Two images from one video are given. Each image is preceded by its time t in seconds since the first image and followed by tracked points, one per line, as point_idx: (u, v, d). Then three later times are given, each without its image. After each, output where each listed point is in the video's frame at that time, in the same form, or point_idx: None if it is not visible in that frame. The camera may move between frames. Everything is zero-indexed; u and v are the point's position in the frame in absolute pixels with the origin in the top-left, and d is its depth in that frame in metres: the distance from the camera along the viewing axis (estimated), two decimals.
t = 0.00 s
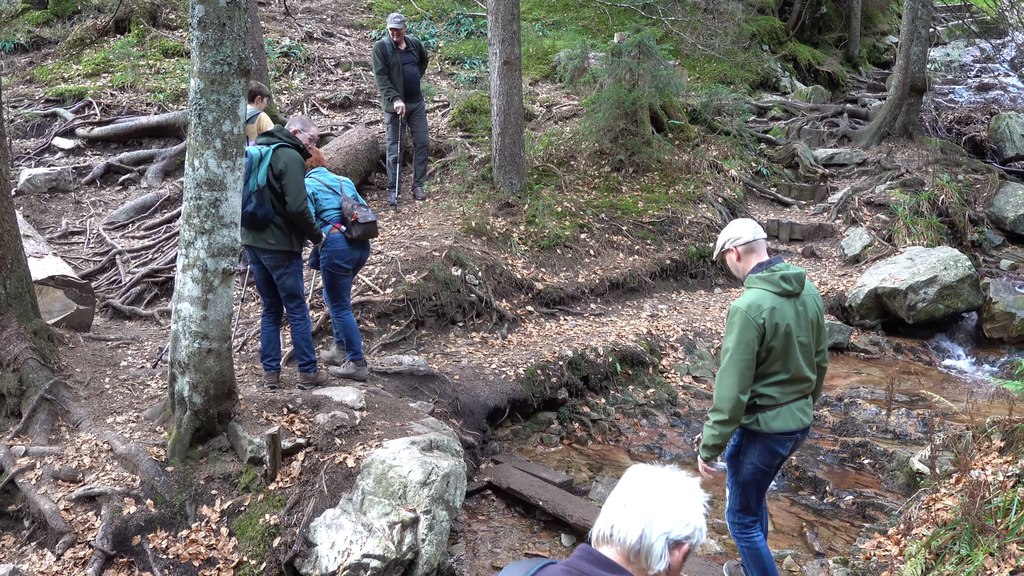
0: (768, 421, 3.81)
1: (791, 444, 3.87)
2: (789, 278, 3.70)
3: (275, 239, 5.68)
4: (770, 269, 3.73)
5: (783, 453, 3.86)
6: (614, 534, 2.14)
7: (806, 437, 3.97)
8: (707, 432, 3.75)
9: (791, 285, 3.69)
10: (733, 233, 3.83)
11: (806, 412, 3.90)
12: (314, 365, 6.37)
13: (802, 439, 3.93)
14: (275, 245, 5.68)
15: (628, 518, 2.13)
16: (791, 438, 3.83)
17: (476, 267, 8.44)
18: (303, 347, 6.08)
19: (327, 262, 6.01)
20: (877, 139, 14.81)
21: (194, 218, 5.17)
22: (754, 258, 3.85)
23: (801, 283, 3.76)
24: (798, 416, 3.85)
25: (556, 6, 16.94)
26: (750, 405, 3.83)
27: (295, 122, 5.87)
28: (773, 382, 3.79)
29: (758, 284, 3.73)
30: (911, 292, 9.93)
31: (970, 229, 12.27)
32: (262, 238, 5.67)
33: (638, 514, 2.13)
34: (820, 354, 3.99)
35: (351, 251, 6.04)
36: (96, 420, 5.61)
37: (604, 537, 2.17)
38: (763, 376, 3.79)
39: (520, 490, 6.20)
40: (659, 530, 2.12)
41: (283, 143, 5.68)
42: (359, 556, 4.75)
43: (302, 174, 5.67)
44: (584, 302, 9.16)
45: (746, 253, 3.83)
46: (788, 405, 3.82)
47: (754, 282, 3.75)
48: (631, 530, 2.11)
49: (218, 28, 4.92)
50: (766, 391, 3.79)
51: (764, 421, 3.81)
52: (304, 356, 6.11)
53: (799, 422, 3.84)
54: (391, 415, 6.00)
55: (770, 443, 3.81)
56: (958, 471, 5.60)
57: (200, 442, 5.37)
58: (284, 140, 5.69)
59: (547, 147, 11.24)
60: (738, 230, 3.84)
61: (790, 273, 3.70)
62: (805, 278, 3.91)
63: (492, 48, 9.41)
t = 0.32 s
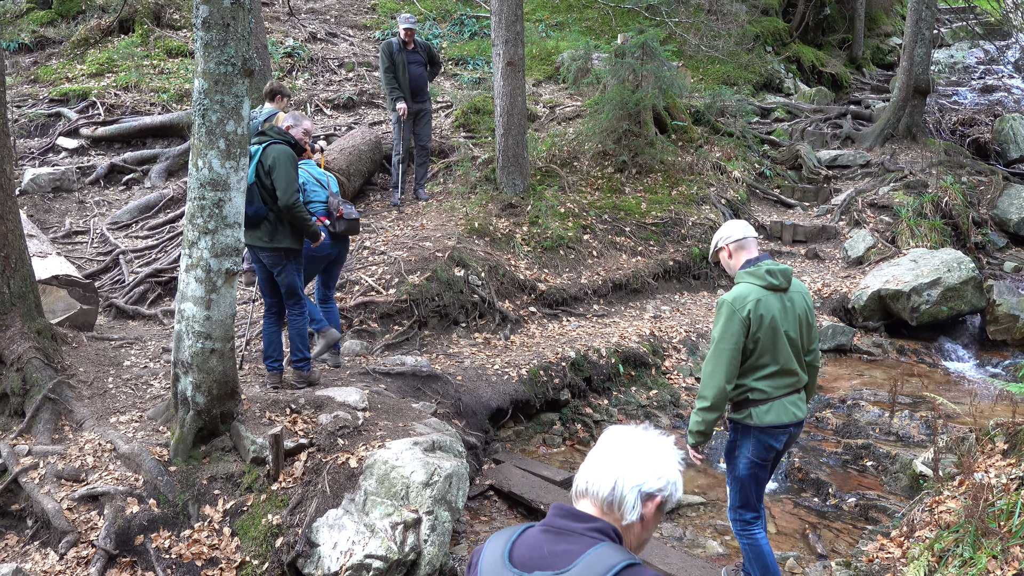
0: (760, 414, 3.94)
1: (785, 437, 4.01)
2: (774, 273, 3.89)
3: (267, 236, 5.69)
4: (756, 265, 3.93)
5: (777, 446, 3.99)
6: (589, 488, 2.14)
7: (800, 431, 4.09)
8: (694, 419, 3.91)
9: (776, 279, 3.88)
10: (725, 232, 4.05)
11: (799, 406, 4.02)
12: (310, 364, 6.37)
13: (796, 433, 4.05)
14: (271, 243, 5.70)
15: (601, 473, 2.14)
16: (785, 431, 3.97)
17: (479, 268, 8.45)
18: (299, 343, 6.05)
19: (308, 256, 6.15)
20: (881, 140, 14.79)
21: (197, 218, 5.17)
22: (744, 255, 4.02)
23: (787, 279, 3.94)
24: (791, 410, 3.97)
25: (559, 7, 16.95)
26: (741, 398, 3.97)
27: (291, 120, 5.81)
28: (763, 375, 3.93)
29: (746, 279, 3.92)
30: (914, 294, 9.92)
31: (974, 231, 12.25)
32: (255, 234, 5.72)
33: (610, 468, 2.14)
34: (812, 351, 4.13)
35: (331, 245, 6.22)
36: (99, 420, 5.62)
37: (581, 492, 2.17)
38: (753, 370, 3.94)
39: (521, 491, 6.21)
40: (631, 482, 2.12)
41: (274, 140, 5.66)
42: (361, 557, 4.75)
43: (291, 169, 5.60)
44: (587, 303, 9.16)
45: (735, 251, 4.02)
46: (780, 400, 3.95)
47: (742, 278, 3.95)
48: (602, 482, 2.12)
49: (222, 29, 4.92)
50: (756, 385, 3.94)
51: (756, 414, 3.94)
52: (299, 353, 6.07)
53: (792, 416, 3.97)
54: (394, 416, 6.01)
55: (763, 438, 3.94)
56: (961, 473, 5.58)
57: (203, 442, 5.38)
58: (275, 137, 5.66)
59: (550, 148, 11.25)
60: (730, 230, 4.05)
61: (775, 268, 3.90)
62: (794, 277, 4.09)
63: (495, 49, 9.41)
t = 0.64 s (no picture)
0: (748, 404, 4.01)
1: (770, 428, 4.08)
2: (767, 268, 3.96)
3: (286, 239, 5.71)
4: (751, 258, 3.98)
5: (761, 436, 4.08)
6: (642, 496, 2.18)
7: (788, 423, 4.17)
8: (694, 407, 3.94)
9: (769, 273, 3.95)
10: (723, 228, 4.11)
11: (787, 398, 4.10)
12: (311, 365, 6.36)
13: (782, 424, 4.13)
14: (290, 245, 5.73)
15: (654, 481, 2.18)
16: (771, 422, 4.05)
17: (482, 268, 8.44)
18: (300, 345, 6.05)
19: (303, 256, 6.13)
20: (886, 142, 14.78)
21: (201, 217, 5.18)
22: (742, 250, 4.08)
23: (780, 273, 4.00)
24: (779, 404, 4.05)
25: (564, 8, 16.95)
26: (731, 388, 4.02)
27: (302, 122, 5.87)
28: (754, 367, 3.99)
29: (741, 271, 3.98)
30: (918, 296, 9.90)
31: (979, 234, 12.22)
32: (273, 238, 5.70)
33: (664, 477, 2.18)
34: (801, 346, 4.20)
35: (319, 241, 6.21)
36: (103, 419, 5.63)
37: (634, 499, 2.21)
38: (743, 361, 3.99)
39: (525, 492, 6.20)
40: (683, 490, 2.17)
41: (290, 143, 5.70)
42: (364, 557, 4.75)
43: (311, 173, 5.67)
44: (591, 304, 9.15)
45: (734, 246, 4.08)
46: (768, 391, 4.03)
47: (736, 270, 4.00)
48: (656, 490, 2.17)
49: (228, 28, 4.93)
50: (747, 376, 3.99)
51: (744, 404, 4.01)
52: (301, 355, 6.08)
53: (779, 407, 4.05)
54: (397, 416, 6.01)
55: (748, 427, 4.03)
56: (965, 476, 5.57)
57: (206, 441, 5.38)
58: (291, 139, 5.70)
59: (554, 149, 11.25)
60: (727, 225, 4.11)
61: (769, 262, 3.97)
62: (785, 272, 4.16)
63: (500, 49, 9.42)
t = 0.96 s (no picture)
0: (726, 395, 4.12)
1: (748, 417, 4.20)
2: (754, 265, 4.04)
3: (311, 238, 5.78)
4: (739, 255, 4.06)
5: (739, 424, 4.20)
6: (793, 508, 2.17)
7: (766, 412, 4.29)
8: (689, 401, 4.01)
9: (756, 270, 4.03)
10: (712, 222, 4.14)
11: (766, 389, 4.21)
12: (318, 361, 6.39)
13: (761, 414, 4.25)
14: (314, 244, 5.80)
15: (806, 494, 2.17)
16: (749, 412, 4.17)
17: (488, 267, 8.45)
18: (305, 344, 6.03)
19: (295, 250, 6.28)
20: (892, 141, 14.75)
21: (207, 214, 5.19)
22: (730, 246, 4.15)
23: (765, 270, 4.09)
24: (757, 395, 4.17)
25: (569, 6, 16.94)
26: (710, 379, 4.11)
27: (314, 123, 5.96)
28: (734, 360, 4.09)
29: (729, 267, 4.05)
30: (925, 295, 9.87)
31: (985, 233, 12.18)
32: (298, 238, 5.72)
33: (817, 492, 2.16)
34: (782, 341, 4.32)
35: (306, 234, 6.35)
36: (109, 416, 5.65)
37: (784, 510, 2.19)
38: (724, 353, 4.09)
39: (530, 490, 6.20)
40: (836, 506, 2.16)
41: (311, 143, 5.77)
42: (369, 554, 4.76)
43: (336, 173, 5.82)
44: (596, 302, 9.15)
45: (723, 241, 4.14)
46: (746, 382, 4.13)
47: (725, 266, 4.08)
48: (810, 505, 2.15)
49: (234, 26, 4.93)
50: (729, 368, 4.10)
51: (722, 394, 4.11)
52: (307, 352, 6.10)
53: (756, 398, 4.16)
54: (402, 414, 6.02)
55: (727, 416, 4.14)
56: (972, 476, 5.56)
57: (212, 438, 5.39)
58: (311, 139, 5.79)
59: (560, 147, 11.25)
60: (717, 219, 4.15)
61: (756, 259, 4.05)
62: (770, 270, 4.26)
63: (506, 48, 9.41)
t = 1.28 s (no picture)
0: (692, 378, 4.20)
1: (721, 400, 4.26)
2: (720, 255, 4.10)
3: (321, 233, 5.81)
4: (706, 246, 4.12)
5: (713, 407, 4.25)
6: (872, 484, 2.15)
7: (737, 396, 4.34)
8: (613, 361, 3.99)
9: (721, 260, 4.09)
10: (683, 214, 4.23)
11: (736, 373, 4.28)
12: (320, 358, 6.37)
13: (732, 397, 4.30)
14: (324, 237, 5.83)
15: (886, 471, 2.14)
16: (720, 395, 4.22)
17: (494, 264, 8.46)
18: (312, 340, 6.08)
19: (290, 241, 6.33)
20: (900, 138, 14.69)
21: (215, 211, 5.20)
22: (700, 237, 4.24)
23: (732, 260, 4.15)
24: (726, 378, 4.23)
25: (576, 2, 16.91)
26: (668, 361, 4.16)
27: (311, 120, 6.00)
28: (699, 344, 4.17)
29: (696, 258, 4.11)
30: (932, 293, 9.85)
31: (994, 230, 12.13)
32: (310, 234, 5.74)
33: (898, 469, 2.14)
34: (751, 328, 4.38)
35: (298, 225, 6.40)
36: (117, 411, 5.67)
37: (861, 487, 2.17)
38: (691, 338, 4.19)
39: (536, 487, 6.21)
40: (915, 482, 2.15)
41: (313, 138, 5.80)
42: (376, 550, 4.76)
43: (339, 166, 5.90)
44: (602, 299, 9.15)
45: (693, 233, 4.24)
46: (715, 365, 4.21)
47: (692, 256, 4.14)
48: (892, 482, 2.13)
49: (241, 23, 4.93)
50: (694, 352, 4.19)
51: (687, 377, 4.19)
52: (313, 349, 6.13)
53: (726, 381, 4.22)
54: (409, 410, 6.03)
55: (699, 400, 4.21)
56: (979, 474, 5.55)
57: (219, 434, 5.40)
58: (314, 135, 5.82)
59: (566, 144, 11.24)
60: (687, 211, 4.24)
61: (722, 250, 4.11)
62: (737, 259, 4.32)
63: (512, 44, 9.40)
